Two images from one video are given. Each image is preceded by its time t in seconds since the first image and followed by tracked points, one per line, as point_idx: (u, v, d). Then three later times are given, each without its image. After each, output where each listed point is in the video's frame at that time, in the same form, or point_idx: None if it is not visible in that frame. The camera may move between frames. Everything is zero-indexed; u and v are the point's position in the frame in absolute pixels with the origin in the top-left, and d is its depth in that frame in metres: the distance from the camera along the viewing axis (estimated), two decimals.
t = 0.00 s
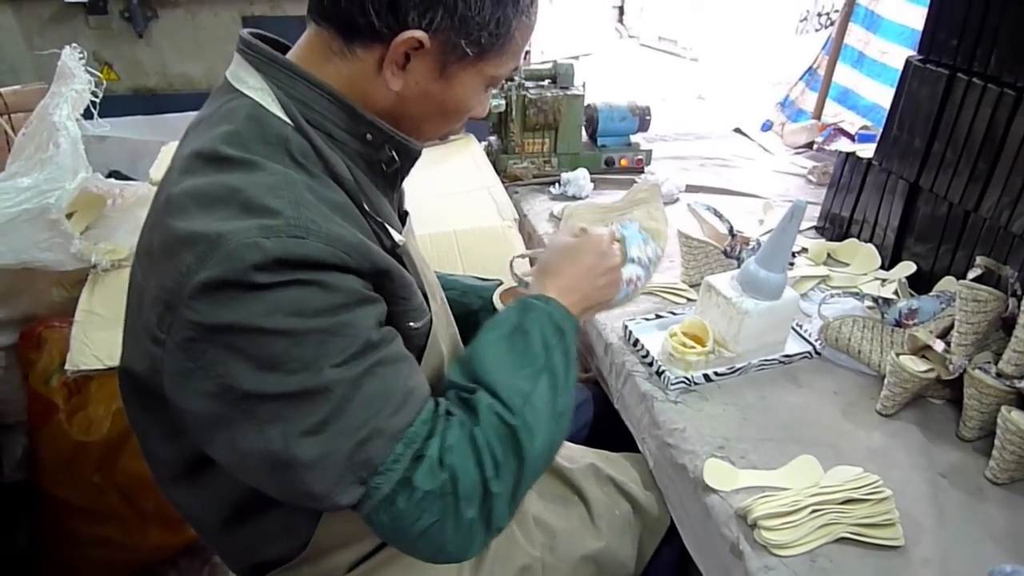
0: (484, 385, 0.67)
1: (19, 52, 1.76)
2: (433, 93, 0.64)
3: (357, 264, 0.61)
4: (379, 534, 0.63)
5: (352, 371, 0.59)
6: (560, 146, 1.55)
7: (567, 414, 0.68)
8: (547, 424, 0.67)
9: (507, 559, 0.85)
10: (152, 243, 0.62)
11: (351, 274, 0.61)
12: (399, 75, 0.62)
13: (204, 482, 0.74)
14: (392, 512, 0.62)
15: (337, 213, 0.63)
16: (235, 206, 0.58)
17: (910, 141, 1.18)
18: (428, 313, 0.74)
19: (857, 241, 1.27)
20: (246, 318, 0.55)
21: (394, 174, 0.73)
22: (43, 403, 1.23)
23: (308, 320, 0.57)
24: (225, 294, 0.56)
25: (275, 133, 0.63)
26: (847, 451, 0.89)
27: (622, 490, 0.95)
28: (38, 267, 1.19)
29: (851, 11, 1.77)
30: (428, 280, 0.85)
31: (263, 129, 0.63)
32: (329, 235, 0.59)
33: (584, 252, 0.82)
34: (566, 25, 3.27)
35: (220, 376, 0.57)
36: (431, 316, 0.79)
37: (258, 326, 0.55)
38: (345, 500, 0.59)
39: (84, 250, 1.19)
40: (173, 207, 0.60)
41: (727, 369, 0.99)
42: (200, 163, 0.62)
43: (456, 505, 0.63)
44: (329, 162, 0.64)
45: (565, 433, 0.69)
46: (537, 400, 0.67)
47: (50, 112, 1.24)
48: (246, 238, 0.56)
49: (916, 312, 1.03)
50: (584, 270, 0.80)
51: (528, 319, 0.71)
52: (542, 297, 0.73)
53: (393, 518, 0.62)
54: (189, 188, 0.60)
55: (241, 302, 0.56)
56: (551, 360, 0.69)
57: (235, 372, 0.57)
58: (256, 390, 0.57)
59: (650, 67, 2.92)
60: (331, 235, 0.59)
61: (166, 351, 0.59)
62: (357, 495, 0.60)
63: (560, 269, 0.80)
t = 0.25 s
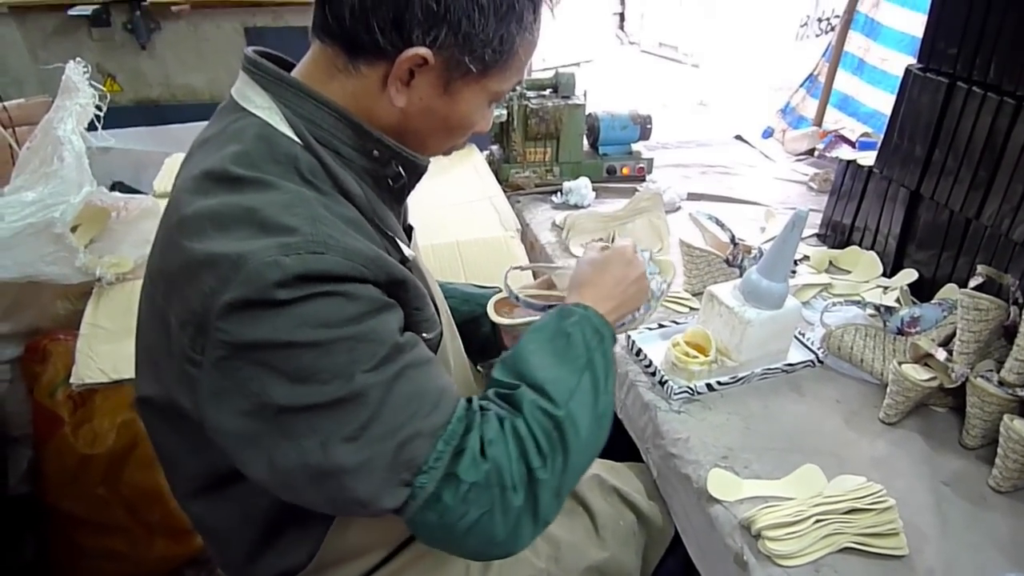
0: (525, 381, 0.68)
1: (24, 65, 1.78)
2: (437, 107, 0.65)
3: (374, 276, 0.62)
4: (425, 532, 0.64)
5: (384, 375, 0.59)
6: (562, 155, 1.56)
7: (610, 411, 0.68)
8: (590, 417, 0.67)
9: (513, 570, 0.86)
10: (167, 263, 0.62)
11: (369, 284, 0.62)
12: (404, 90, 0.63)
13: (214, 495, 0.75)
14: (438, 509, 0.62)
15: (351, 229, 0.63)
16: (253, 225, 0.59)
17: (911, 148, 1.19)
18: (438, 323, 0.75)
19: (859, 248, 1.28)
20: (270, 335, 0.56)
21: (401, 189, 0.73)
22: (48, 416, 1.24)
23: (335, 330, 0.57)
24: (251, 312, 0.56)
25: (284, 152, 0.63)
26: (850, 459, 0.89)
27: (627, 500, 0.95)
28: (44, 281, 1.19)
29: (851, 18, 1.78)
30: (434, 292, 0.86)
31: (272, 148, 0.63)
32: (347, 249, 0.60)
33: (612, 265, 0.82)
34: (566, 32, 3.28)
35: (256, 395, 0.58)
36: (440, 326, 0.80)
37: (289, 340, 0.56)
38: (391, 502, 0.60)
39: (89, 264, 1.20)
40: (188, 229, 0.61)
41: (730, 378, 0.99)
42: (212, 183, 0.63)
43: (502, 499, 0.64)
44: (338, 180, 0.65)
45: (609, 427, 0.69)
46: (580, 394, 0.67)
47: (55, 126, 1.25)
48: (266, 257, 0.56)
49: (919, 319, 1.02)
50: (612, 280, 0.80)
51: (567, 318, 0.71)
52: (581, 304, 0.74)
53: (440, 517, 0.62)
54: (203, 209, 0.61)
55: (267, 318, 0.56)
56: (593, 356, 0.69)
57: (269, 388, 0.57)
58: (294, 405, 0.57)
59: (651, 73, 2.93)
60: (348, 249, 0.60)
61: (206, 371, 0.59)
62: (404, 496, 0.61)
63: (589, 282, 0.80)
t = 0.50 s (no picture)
0: (542, 364, 0.71)
1: (21, 58, 1.77)
2: (438, 103, 0.65)
3: (382, 265, 0.62)
4: (447, 515, 0.65)
5: (396, 360, 0.60)
6: (563, 147, 1.56)
7: (626, 393, 0.71)
8: (609, 397, 0.70)
9: (516, 561, 0.86)
10: (173, 257, 0.63)
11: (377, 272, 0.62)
12: (405, 85, 0.63)
13: (219, 488, 0.75)
14: (459, 490, 0.64)
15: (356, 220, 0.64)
16: (259, 217, 0.59)
17: (912, 140, 1.19)
18: (444, 314, 0.76)
19: (860, 240, 1.28)
20: (280, 325, 0.57)
21: (404, 182, 0.73)
22: (50, 410, 1.24)
23: (345, 318, 0.58)
24: (261, 303, 0.57)
25: (288, 145, 0.63)
26: (851, 450, 0.89)
27: (629, 491, 0.96)
28: (44, 274, 1.19)
29: (852, 9, 1.77)
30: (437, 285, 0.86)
31: (276, 142, 0.63)
32: (355, 240, 0.60)
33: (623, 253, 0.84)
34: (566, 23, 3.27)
35: (271, 384, 0.58)
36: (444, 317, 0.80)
37: (303, 329, 0.57)
38: (412, 486, 0.61)
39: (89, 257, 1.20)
40: (193, 222, 0.61)
41: (731, 370, 1.00)
42: (216, 177, 0.63)
43: (523, 478, 0.66)
44: (343, 172, 0.65)
45: (626, 408, 0.72)
46: (597, 375, 0.70)
47: (53, 119, 1.25)
48: (273, 249, 0.57)
49: (919, 311, 1.03)
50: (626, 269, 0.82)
51: (582, 304, 0.75)
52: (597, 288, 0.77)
53: (461, 498, 0.64)
54: (208, 202, 0.61)
55: (278, 309, 0.57)
56: (608, 339, 0.73)
57: (283, 376, 0.58)
58: (309, 393, 0.58)
59: (652, 63, 2.92)
60: (356, 239, 0.60)
61: (222, 364, 0.60)
62: (423, 480, 0.62)
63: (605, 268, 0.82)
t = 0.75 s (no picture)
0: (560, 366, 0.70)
1: (22, 69, 1.78)
2: (436, 122, 0.65)
3: (387, 278, 0.62)
4: (467, 520, 0.64)
5: (405, 367, 0.59)
6: (562, 158, 1.56)
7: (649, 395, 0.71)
8: (628, 397, 0.69)
9: None
10: (176, 274, 0.63)
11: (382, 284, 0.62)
12: (403, 104, 0.63)
13: (219, 503, 0.75)
14: (478, 493, 0.63)
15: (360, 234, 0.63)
16: (264, 234, 0.59)
17: (911, 151, 1.19)
18: (447, 328, 0.76)
19: (859, 251, 1.28)
20: (287, 338, 0.57)
21: (404, 199, 0.73)
22: (48, 423, 1.24)
23: (354, 327, 0.58)
24: (269, 317, 0.57)
25: (289, 162, 0.63)
26: (851, 463, 0.89)
27: (628, 505, 0.95)
28: (44, 287, 1.19)
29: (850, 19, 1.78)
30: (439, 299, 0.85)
31: (278, 159, 0.63)
32: (360, 253, 0.60)
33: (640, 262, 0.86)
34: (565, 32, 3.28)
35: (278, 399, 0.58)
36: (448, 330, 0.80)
37: (311, 340, 0.57)
38: (428, 494, 0.61)
39: (89, 270, 1.20)
40: (198, 240, 0.62)
41: (731, 383, 1.00)
42: (219, 194, 0.63)
43: (542, 480, 0.65)
44: (345, 189, 0.65)
45: (647, 409, 0.71)
46: (616, 375, 0.70)
47: (54, 132, 1.25)
48: (279, 264, 0.57)
49: (919, 323, 1.03)
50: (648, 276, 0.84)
51: (600, 308, 0.75)
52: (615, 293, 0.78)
53: (479, 502, 0.63)
54: (212, 220, 0.61)
55: (285, 321, 0.57)
56: (627, 340, 0.72)
57: (292, 386, 0.58)
58: (320, 403, 0.58)
59: (651, 73, 2.93)
60: (361, 253, 0.60)
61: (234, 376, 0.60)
62: (439, 487, 0.62)
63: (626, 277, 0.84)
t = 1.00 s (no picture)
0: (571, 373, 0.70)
1: (23, 80, 1.78)
2: (438, 139, 0.65)
3: (393, 292, 0.62)
4: (479, 532, 0.63)
5: (414, 380, 0.59)
6: (562, 167, 1.57)
7: (661, 403, 0.71)
8: (640, 403, 0.69)
9: None
10: (180, 290, 0.63)
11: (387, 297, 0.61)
12: (403, 121, 0.63)
13: (218, 518, 0.74)
14: (490, 503, 0.62)
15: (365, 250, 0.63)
16: (269, 249, 0.59)
17: (911, 161, 1.18)
18: (452, 342, 0.76)
19: (860, 260, 1.27)
20: (294, 354, 0.56)
21: (407, 213, 0.73)
22: (49, 434, 1.24)
23: (361, 341, 0.57)
24: (276, 333, 0.56)
25: (293, 178, 0.63)
26: (853, 475, 0.89)
27: (629, 518, 0.95)
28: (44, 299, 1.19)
29: (850, 28, 1.78)
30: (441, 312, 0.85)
31: (281, 175, 0.63)
32: (366, 268, 0.60)
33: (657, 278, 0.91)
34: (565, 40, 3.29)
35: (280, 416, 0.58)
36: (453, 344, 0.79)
37: (327, 353, 0.56)
38: (439, 505, 0.60)
39: (89, 282, 1.20)
40: (203, 257, 0.62)
41: (732, 395, 0.99)
42: (223, 212, 0.63)
43: (554, 489, 0.64)
44: (349, 205, 0.65)
45: (659, 415, 0.71)
46: (628, 381, 0.69)
47: (55, 144, 1.25)
48: (286, 280, 0.56)
49: (921, 334, 1.02)
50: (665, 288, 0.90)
51: (611, 316, 0.74)
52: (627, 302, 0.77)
53: (491, 513, 0.62)
54: (215, 236, 0.61)
55: (292, 337, 0.56)
56: (639, 347, 0.72)
57: (299, 402, 0.57)
58: (327, 418, 0.57)
59: (651, 80, 2.93)
60: (367, 268, 0.60)
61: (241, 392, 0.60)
62: (451, 497, 0.61)
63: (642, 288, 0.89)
